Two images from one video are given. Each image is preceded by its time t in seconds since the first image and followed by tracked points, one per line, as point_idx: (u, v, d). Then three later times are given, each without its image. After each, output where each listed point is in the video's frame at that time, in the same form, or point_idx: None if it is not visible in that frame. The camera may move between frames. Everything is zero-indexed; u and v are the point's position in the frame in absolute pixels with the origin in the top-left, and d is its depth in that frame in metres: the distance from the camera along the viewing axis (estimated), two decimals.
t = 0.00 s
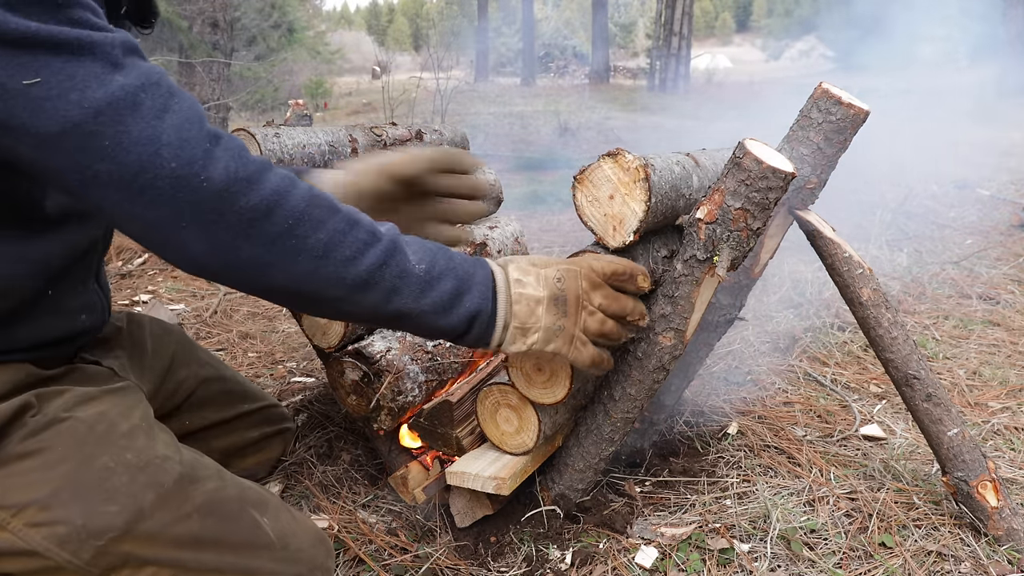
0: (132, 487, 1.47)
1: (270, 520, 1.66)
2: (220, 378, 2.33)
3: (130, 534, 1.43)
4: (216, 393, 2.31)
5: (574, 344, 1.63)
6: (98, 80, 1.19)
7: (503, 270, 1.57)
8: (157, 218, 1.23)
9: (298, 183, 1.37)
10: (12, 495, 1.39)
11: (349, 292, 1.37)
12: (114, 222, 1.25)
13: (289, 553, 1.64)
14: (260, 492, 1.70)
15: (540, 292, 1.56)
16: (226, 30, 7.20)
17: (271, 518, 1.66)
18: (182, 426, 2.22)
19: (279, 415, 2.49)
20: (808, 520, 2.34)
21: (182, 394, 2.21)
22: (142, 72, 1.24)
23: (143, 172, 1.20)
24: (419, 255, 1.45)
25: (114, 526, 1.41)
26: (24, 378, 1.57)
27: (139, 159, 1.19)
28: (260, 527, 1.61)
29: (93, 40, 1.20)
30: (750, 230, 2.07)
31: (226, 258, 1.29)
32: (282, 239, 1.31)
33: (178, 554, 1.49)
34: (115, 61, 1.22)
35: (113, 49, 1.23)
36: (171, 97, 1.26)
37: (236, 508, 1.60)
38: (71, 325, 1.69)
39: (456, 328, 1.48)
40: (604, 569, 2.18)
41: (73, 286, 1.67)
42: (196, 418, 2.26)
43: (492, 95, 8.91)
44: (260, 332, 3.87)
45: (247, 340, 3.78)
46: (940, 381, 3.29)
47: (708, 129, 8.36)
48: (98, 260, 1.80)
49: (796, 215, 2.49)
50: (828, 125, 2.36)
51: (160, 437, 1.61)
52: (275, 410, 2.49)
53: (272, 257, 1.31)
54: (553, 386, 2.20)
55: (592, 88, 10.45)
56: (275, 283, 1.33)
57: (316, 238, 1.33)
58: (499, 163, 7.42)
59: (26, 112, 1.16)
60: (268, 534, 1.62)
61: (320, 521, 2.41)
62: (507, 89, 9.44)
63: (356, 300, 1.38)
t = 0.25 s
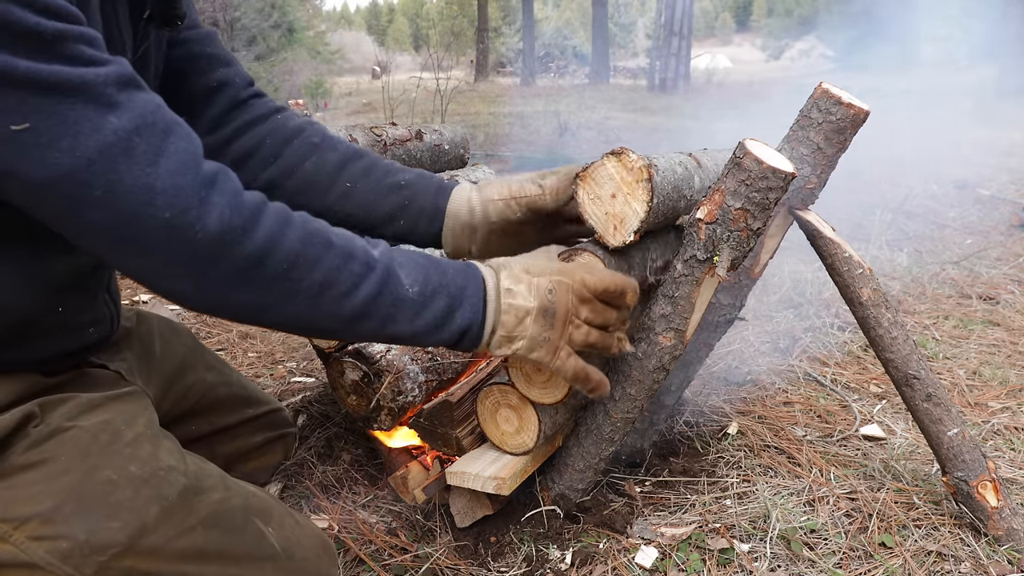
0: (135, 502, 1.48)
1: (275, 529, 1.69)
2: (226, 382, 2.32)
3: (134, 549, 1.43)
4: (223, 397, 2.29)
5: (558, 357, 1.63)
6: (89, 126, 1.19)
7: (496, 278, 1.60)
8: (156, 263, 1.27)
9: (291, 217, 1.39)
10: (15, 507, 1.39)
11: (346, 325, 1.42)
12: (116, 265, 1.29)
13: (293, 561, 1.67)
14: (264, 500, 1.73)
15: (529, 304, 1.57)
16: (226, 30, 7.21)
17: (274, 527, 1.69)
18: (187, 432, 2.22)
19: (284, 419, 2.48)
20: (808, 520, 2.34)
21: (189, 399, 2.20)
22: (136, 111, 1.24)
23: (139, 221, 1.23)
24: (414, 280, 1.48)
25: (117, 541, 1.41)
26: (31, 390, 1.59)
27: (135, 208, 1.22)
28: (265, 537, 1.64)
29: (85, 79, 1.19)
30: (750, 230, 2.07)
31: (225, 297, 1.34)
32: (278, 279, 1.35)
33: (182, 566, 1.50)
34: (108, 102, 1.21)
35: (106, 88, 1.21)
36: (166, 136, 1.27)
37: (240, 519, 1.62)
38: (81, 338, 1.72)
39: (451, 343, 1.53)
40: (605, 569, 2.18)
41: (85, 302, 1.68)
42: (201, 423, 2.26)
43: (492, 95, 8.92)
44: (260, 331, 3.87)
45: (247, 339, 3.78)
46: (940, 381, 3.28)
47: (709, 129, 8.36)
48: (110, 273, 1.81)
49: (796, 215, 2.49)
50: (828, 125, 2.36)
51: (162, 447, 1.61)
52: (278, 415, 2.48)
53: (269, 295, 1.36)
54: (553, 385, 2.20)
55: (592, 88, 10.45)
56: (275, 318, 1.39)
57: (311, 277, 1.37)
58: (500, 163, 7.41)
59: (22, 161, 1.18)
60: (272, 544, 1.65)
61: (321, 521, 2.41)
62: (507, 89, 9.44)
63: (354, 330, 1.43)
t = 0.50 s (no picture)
0: (134, 502, 1.48)
1: (274, 529, 1.69)
2: (225, 383, 2.33)
3: (133, 550, 1.43)
4: (222, 398, 2.30)
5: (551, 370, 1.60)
6: (82, 136, 1.21)
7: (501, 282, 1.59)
8: (147, 275, 1.27)
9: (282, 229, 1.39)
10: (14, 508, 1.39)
11: (338, 333, 1.40)
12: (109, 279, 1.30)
13: (292, 561, 1.67)
14: (263, 500, 1.73)
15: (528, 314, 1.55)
16: (226, 30, 7.21)
17: (274, 527, 1.69)
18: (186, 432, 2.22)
19: (284, 419, 2.48)
20: (808, 520, 2.34)
21: (188, 400, 2.20)
22: (130, 123, 1.26)
23: (130, 232, 1.24)
24: (406, 285, 1.46)
25: (116, 541, 1.41)
26: (30, 391, 1.58)
27: (126, 219, 1.23)
28: (264, 537, 1.64)
29: (80, 88, 1.21)
30: (750, 230, 2.08)
31: (217, 309, 1.33)
32: (268, 290, 1.34)
33: (181, 566, 1.50)
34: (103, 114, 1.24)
35: (101, 100, 1.24)
36: (159, 149, 1.28)
37: (238, 519, 1.62)
38: (79, 342, 1.72)
39: (447, 347, 1.50)
40: (604, 569, 2.18)
41: (86, 306, 1.69)
42: (201, 424, 2.26)
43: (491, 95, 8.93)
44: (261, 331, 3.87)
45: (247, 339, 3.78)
46: (940, 381, 3.28)
47: (709, 129, 8.36)
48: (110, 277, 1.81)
49: (796, 215, 2.48)
50: (828, 125, 2.35)
51: (161, 447, 1.62)
52: (278, 415, 2.48)
53: (261, 305, 1.34)
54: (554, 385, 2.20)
55: (592, 88, 10.45)
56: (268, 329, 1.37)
57: (301, 286, 1.36)
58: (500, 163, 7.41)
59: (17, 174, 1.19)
60: (271, 543, 1.65)
61: (321, 521, 2.42)
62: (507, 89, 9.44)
63: (347, 338, 1.41)
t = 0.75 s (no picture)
0: (133, 497, 1.47)
1: (273, 527, 1.69)
2: (224, 382, 2.32)
3: (132, 544, 1.43)
4: (221, 397, 2.30)
5: (561, 281, 1.37)
6: (50, 109, 1.14)
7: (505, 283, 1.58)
8: (111, 254, 1.17)
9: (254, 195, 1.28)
10: (13, 505, 1.39)
11: (317, 302, 1.26)
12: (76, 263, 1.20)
13: (291, 558, 1.67)
14: (262, 498, 1.73)
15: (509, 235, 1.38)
16: (226, 31, 7.21)
17: (272, 524, 1.69)
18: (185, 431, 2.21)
19: (283, 419, 2.48)
20: (808, 520, 2.34)
21: (187, 399, 2.20)
22: (100, 100, 1.18)
23: (90, 209, 1.14)
24: (388, 241, 1.32)
25: (116, 537, 1.41)
26: (29, 387, 1.58)
27: (87, 195, 1.14)
28: (263, 534, 1.64)
29: (51, 64, 1.15)
30: (750, 230, 2.08)
31: (187, 286, 1.21)
32: (239, 261, 1.22)
33: (180, 563, 1.50)
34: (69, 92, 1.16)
35: (71, 76, 1.17)
36: (130, 127, 1.20)
37: (237, 516, 1.62)
38: (78, 337, 1.71)
39: (443, 302, 1.34)
40: (605, 569, 2.18)
41: (82, 300, 1.68)
42: (200, 423, 2.26)
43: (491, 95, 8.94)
44: (260, 332, 3.87)
45: (247, 340, 3.78)
46: (940, 381, 3.28)
47: (709, 129, 8.36)
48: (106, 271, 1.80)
49: (795, 215, 2.48)
50: (828, 125, 2.35)
51: (161, 445, 1.62)
52: (277, 415, 2.48)
53: (233, 277, 1.22)
54: (554, 386, 2.21)
55: (592, 88, 10.46)
56: (242, 302, 1.24)
57: (274, 252, 1.24)
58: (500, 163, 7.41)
59: None
60: (270, 540, 1.65)
61: (321, 522, 2.41)
62: (508, 89, 9.45)
63: (330, 307, 1.27)
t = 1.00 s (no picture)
0: (129, 495, 1.47)
1: (270, 523, 1.67)
2: (223, 382, 2.32)
3: (128, 542, 1.43)
4: (219, 397, 2.29)
5: (549, 299, 1.34)
6: (44, 87, 1.13)
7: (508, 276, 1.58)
8: (98, 237, 1.16)
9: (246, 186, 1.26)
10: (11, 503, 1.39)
11: (305, 293, 1.23)
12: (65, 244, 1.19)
13: (288, 556, 1.65)
14: (260, 495, 1.72)
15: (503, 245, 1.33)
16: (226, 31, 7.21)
17: (270, 521, 1.68)
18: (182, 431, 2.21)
19: (282, 418, 2.48)
20: (808, 520, 2.34)
21: (184, 399, 2.20)
22: (95, 82, 1.18)
23: (79, 189, 1.13)
24: (381, 236, 1.29)
25: (113, 534, 1.41)
26: (26, 386, 1.58)
27: (78, 174, 1.13)
28: (259, 531, 1.63)
29: (45, 44, 1.15)
30: (750, 230, 2.08)
31: (174, 273, 1.19)
32: (227, 248, 1.20)
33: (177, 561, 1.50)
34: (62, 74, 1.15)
35: (66, 57, 1.16)
36: (122, 110, 1.19)
37: (234, 514, 1.62)
38: (73, 335, 1.69)
39: (433, 301, 1.30)
40: (604, 569, 2.18)
41: (78, 297, 1.66)
42: (198, 423, 2.26)
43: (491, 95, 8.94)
44: (260, 332, 3.87)
45: (247, 340, 3.78)
46: (940, 381, 3.28)
47: (709, 129, 8.36)
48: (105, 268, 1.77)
49: (795, 215, 2.48)
50: (828, 125, 2.35)
51: (157, 444, 1.62)
52: (276, 414, 2.48)
53: (220, 265, 1.20)
54: (554, 386, 2.21)
55: (592, 88, 10.46)
56: (230, 291, 1.22)
57: (263, 242, 1.22)
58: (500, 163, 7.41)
59: None
60: (267, 537, 1.64)
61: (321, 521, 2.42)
62: (508, 89, 9.45)
63: (317, 300, 1.24)
